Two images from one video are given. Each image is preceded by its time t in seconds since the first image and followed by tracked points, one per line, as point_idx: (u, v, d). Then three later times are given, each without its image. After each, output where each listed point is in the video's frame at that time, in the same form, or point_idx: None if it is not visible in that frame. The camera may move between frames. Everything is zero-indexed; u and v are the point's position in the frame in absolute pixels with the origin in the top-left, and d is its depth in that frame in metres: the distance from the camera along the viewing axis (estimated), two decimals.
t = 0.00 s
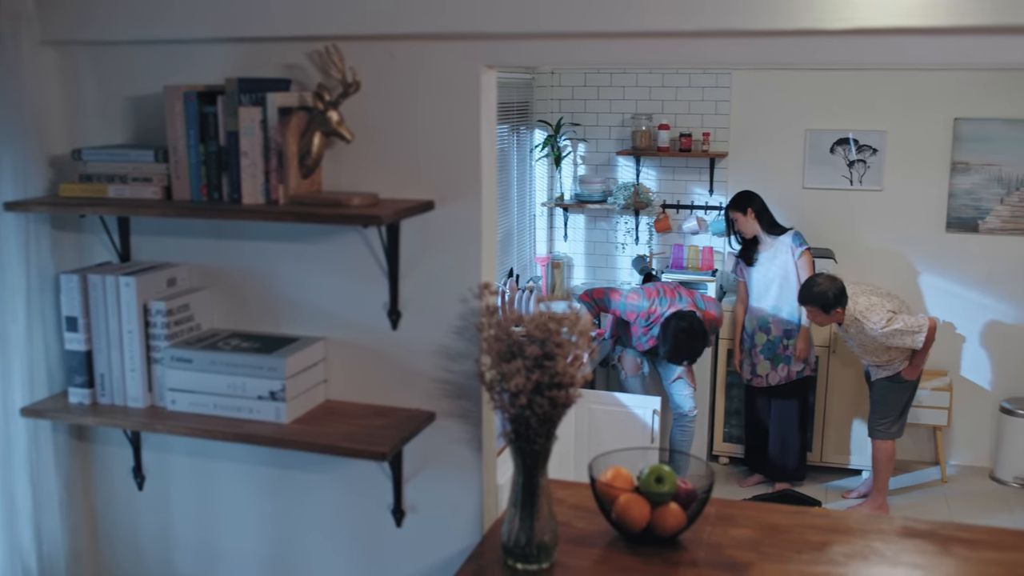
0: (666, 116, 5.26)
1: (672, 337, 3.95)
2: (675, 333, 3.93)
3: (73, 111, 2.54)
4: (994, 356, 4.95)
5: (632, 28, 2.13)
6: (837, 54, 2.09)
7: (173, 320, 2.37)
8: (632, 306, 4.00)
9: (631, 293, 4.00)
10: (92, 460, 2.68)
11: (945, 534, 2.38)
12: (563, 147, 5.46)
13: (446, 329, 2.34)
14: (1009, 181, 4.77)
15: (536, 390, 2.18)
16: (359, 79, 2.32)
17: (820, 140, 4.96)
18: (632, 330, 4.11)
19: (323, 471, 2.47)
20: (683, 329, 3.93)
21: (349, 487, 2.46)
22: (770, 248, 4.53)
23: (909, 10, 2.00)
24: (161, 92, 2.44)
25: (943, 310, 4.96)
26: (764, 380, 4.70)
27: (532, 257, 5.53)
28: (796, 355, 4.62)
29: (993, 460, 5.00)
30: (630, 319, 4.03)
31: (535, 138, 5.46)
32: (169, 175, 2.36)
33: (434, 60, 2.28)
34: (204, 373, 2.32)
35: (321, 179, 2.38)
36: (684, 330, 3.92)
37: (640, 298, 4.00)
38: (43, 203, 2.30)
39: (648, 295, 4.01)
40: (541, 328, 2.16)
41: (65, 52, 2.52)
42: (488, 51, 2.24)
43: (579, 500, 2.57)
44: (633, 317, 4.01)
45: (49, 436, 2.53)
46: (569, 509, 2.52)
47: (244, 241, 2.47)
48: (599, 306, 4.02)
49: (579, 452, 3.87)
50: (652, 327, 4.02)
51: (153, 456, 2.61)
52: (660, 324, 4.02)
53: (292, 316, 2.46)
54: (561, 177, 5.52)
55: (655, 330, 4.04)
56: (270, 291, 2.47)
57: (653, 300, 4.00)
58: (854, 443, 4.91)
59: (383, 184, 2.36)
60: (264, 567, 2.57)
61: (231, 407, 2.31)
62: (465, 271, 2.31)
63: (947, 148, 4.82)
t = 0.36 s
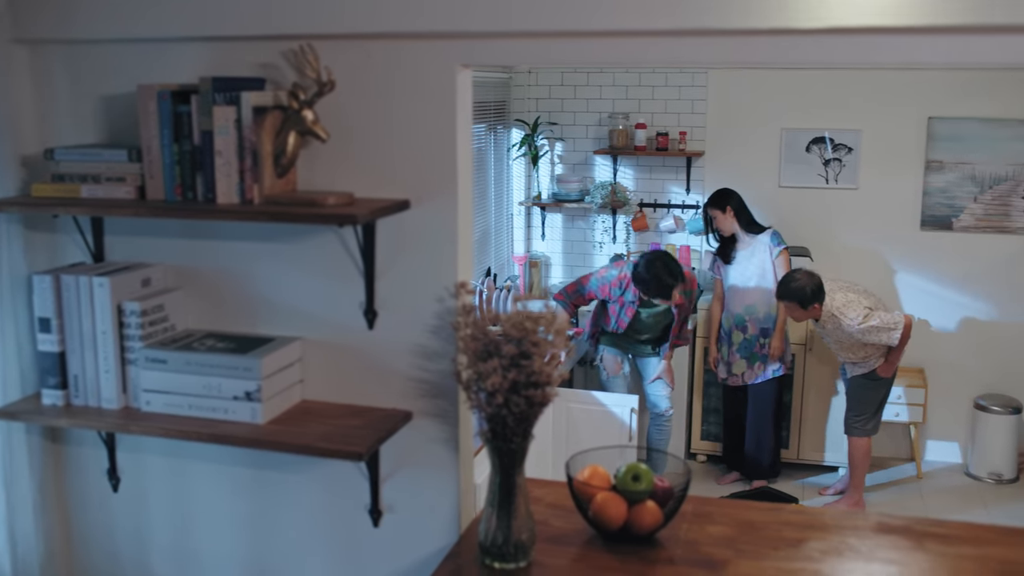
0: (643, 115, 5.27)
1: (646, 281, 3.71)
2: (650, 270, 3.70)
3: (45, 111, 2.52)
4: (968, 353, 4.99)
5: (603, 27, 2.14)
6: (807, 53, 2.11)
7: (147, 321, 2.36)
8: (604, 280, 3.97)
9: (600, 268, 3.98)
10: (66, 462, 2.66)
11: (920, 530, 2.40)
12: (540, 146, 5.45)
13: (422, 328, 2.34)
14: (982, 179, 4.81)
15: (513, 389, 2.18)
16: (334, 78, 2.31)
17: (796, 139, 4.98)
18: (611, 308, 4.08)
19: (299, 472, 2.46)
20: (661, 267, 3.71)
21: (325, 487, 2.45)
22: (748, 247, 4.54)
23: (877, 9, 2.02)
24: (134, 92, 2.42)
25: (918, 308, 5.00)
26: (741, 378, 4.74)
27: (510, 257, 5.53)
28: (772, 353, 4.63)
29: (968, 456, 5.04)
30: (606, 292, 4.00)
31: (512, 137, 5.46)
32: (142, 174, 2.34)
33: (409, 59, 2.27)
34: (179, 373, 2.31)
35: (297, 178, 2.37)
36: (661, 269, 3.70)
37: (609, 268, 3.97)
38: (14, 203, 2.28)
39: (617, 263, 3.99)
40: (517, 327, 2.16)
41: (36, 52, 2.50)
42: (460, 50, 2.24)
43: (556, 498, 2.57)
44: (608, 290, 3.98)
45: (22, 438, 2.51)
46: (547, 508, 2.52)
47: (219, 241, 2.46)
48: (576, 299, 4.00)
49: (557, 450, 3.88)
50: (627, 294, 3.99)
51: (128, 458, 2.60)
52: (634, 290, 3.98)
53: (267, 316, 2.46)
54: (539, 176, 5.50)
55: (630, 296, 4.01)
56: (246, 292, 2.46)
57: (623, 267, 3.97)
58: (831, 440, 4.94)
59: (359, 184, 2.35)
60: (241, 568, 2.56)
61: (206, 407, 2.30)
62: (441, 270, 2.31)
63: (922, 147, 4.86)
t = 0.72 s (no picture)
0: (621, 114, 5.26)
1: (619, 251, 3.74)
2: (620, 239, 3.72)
3: (18, 110, 2.50)
4: (944, 350, 5.03)
5: (576, 27, 2.14)
6: (778, 53, 2.12)
7: (122, 321, 2.34)
8: (576, 259, 4.00)
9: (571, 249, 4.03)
10: (41, 464, 2.64)
11: (895, 526, 2.41)
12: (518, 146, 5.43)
13: (400, 328, 2.34)
14: (957, 178, 4.84)
15: (491, 389, 2.17)
16: (310, 77, 2.30)
17: (773, 138, 5.01)
18: (589, 291, 4.08)
19: (277, 472, 2.45)
20: (621, 230, 3.73)
21: (303, 488, 2.44)
22: (729, 245, 4.56)
23: (847, 10, 2.04)
24: (108, 91, 2.41)
25: (895, 306, 5.04)
26: (719, 377, 4.75)
27: (488, 255, 5.47)
28: (751, 352, 4.64)
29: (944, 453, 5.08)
30: (581, 273, 4.00)
31: (490, 137, 5.43)
32: (117, 174, 2.33)
33: (384, 58, 2.27)
34: (155, 374, 2.29)
35: (273, 178, 2.36)
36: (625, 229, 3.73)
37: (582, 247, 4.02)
38: None
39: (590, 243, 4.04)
40: (494, 326, 2.16)
41: (9, 51, 2.48)
42: (434, 49, 2.24)
43: (534, 497, 2.56)
44: (582, 267, 3.99)
45: None
46: (525, 507, 2.52)
47: (196, 241, 2.44)
48: (553, 296, 3.99)
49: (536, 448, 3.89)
50: (599, 268, 3.99)
51: (104, 459, 2.58)
52: (606, 262, 3.98)
53: (244, 317, 2.45)
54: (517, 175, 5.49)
55: (604, 270, 4.00)
56: (223, 292, 2.45)
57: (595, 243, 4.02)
58: (809, 438, 4.97)
59: (336, 183, 2.35)
60: (218, 570, 2.55)
61: (183, 409, 2.28)
62: (419, 269, 2.30)
63: (897, 146, 4.89)
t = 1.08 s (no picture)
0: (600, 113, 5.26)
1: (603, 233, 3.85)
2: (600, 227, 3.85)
3: None
4: (922, 347, 5.07)
5: (549, 26, 2.15)
6: (751, 52, 2.13)
7: (98, 322, 2.32)
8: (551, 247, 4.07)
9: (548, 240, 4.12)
10: (16, 466, 2.62)
11: (872, 522, 2.43)
12: (497, 145, 5.43)
13: (378, 327, 2.33)
14: (934, 176, 4.88)
15: (469, 388, 2.17)
16: (286, 76, 2.30)
17: (751, 137, 5.03)
18: (568, 277, 4.10)
19: (256, 474, 2.44)
20: (603, 215, 3.85)
21: (282, 489, 2.44)
22: (712, 243, 4.58)
23: (819, 9, 2.05)
24: (82, 90, 2.39)
25: (874, 304, 5.07)
26: (696, 375, 4.76)
27: (467, 255, 5.45)
28: (730, 351, 4.66)
29: (922, 449, 5.11)
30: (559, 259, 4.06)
31: (469, 136, 5.41)
32: (92, 174, 2.31)
33: (361, 56, 2.26)
34: (132, 376, 2.28)
35: (250, 178, 2.35)
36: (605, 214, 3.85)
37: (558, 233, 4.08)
38: None
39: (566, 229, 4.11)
40: (472, 325, 2.16)
41: None
42: (412, 48, 2.23)
43: (513, 496, 2.56)
44: (558, 253, 4.05)
45: None
46: (504, 506, 2.52)
47: (172, 241, 2.43)
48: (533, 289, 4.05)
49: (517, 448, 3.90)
50: (575, 251, 4.04)
51: (80, 461, 2.56)
52: (581, 244, 4.03)
53: (221, 317, 2.43)
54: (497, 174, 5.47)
55: (580, 253, 4.04)
56: (200, 292, 2.44)
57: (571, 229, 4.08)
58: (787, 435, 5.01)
59: (313, 183, 2.34)
60: (196, 572, 2.54)
61: (160, 410, 2.26)
62: (397, 269, 2.30)
63: (874, 145, 4.92)
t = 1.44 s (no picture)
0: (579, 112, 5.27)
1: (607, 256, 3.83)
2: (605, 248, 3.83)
3: None
4: (899, 345, 5.11)
5: (524, 25, 2.15)
6: (725, 51, 2.14)
7: (74, 323, 2.31)
8: (542, 265, 3.96)
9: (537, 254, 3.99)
10: None
11: (850, 520, 2.44)
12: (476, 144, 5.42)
13: (357, 328, 2.33)
14: (911, 175, 4.91)
15: (448, 387, 2.16)
16: (263, 75, 2.29)
17: (730, 136, 5.05)
18: (556, 292, 4.06)
19: (234, 474, 2.43)
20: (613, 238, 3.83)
21: (261, 490, 2.43)
22: (694, 242, 4.59)
23: (792, 9, 2.06)
24: (57, 89, 2.37)
25: (853, 302, 5.09)
26: (674, 372, 4.78)
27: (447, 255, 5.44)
28: (709, 351, 4.68)
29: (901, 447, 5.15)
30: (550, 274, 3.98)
31: (448, 135, 5.41)
32: (67, 174, 2.29)
33: (339, 56, 2.25)
34: (108, 377, 2.26)
35: (227, 178, 2.34)
36: (615, 238, 3.83)
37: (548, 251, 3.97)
38: None
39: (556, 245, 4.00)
40: (451, 324, 2.15)
41: None
42: (390, 47, 2.22)
43: (493, 496, 2.56)
44: (550, 271, 3.96)
45: None
46: (483, 506, 2.52)
47: (148, 241, 2.42)
48: (517, 295, 3.97)
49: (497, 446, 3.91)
50: (568, 269, 3.98)
51: (56, 463, 2.54)
52: (576, 263, 3.98)
53: (198, 318, 2.42)
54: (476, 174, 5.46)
55: (573, 271, 3.99)
56: (177, 292, 2.42)
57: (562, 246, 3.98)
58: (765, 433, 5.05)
59: (290, 183, 2.33)
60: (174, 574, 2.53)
61: (137, 411, 2.25)
62: (375, 268, 2.29)
63: (852, 144, 4.95)
